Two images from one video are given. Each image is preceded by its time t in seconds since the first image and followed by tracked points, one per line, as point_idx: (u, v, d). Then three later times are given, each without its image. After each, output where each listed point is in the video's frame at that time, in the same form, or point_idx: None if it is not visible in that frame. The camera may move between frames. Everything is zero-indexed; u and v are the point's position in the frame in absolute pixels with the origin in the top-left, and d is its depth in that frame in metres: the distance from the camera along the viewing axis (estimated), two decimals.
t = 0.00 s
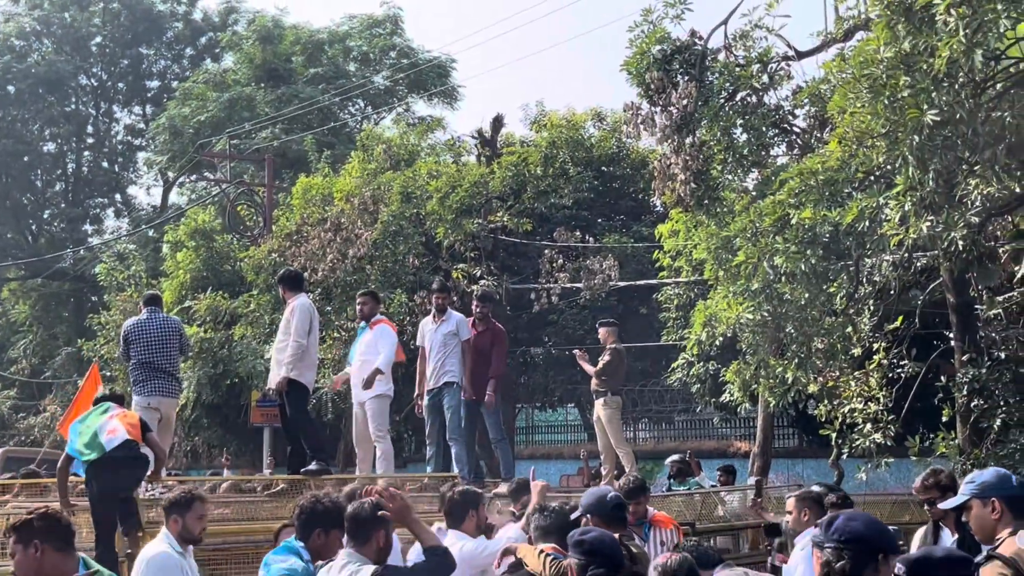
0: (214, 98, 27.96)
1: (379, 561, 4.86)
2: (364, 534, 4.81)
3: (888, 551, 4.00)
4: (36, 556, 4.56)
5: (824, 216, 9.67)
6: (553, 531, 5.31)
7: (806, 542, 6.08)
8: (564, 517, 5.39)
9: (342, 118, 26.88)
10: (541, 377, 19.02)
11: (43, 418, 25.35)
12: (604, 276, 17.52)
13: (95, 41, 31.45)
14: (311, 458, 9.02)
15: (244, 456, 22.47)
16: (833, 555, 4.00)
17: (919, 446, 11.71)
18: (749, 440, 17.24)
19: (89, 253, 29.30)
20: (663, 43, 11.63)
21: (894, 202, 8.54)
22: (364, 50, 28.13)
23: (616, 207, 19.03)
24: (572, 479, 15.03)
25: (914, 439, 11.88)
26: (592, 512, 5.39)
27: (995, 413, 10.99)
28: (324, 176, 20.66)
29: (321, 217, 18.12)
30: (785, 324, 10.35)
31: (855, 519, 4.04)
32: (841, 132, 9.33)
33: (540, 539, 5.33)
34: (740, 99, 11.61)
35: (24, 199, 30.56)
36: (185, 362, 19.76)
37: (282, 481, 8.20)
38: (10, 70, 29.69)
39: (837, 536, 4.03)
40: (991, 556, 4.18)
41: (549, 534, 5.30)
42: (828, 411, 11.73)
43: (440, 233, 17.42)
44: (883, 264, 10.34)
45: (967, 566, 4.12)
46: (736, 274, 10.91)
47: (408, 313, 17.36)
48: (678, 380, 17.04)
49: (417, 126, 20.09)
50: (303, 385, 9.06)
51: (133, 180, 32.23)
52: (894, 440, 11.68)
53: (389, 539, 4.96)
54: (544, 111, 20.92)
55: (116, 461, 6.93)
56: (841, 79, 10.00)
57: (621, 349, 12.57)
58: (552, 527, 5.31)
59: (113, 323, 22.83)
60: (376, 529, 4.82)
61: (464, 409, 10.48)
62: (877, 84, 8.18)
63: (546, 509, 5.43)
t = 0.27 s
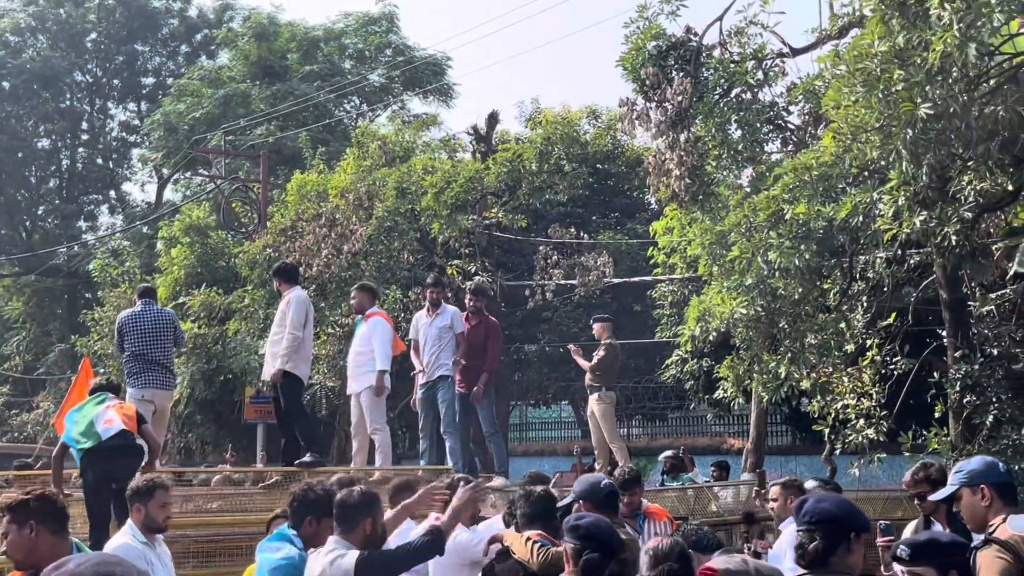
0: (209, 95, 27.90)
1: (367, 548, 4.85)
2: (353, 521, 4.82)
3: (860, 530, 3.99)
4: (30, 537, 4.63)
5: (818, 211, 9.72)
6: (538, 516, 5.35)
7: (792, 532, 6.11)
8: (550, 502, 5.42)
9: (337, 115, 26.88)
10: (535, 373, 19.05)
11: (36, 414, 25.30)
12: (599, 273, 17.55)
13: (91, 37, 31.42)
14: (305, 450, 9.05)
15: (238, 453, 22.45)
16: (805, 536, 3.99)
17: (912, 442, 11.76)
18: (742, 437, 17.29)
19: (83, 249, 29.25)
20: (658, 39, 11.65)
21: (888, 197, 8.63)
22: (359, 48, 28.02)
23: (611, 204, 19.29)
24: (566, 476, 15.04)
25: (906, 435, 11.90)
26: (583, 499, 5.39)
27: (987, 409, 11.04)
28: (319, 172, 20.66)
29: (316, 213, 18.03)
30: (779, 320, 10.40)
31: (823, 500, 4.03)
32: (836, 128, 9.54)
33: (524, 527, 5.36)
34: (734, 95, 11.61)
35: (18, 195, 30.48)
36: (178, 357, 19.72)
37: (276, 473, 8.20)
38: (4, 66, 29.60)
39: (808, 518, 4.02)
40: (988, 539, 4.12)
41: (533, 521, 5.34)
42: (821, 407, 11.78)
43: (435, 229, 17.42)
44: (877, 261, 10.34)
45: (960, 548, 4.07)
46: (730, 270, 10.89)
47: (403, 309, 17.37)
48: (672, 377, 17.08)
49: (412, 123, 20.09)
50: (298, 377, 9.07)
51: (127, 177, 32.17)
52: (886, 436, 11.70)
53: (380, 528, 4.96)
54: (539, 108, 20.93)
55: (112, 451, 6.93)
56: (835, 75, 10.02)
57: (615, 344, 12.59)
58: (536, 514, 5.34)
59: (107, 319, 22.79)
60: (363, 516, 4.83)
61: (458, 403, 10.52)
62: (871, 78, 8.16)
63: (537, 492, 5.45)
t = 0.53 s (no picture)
0: (202, 90, 27.84)
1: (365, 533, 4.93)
2: (354, 505, 4.90)
3: (841, 516, 3.87)
4: (27, 519, 4.69)
5: (812, 205, 9.80)
6: (523, 503, 5.42)
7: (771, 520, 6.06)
8: (539, 487, 5.50)
9: (331, 111, 26.88)
10: (528, 369, 19.07)
11: (29, 409, 25.23)
12: (593, 268, 17.56)
13: (84, 32, 31.37)
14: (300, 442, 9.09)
15: (230, 448, 22.41)
16: (783, 522, 3.85)
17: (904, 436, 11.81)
18: (735, 433, 17.30)
19: (76, 244, 29.20)
20: (653, 33, 11.64)
21: (882, 192, 8.75)
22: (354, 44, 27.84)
23: (605, 200, 19.32)
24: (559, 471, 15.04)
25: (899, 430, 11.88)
26: (574, 486, 5.44)
27: (980, 404, 11.06)
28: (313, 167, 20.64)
29: (310, 207, 18.04)
30: (772, 314, 10.38)
31: (799, 487, 3.88)
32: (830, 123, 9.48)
33: (512, 513, 5.43)
34: (729, 90, 11.66)
35: (11, 189, 30.38)
36: (171, 351, 19.68)
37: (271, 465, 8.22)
38: None
39: (786, 504, 3.88)
40: (985, 526, 4.16)
41: (518, 508, 5.41)
42: (814, 401, 11.72)
43: (429, 223, 17.40)
44: (870, 257, 10.28)
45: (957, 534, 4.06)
46: (723, 264, 10.89)
47: (397, 304, 17.36)
48: (665, 372, 17.09)
49: (407, 118, 20.08)
50: (293, 369, 9.05)
51: (121, 172, 32.10)
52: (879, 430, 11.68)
53: (376, 513, 5.03)
54: (533, 104, 20.92)
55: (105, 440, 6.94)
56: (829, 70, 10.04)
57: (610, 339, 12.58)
58: (521, 500, 5.42)
59: (100, 313, 22.74)
60: (364, 500, 4.92)
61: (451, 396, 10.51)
62: (867, 71, 8.27)
63: (527, 477, 5.53)
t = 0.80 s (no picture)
0: (195, 82, 27.78)
1: (372, 519, 5.00)
2: (365, 492, 4.96)
3: (827, 500, 3.89)
4: (25, 505, 4.68)
5: (805, 198, 9.80)
6: (498, 493, 5.47)
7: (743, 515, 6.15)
8: (523, 472, 5.56)
9: (324, 103, 26.90)
10: (521, 362, 19.09)
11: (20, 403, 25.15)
12: (586, 262, 17.58)
13: (76, 24, 31.35)
14: (293, 432, 9.12)
15: (223, 441, 22.39)
16: (771, 507, 3.86)
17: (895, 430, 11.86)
18: (727, 426, 17.35)
19: (68, 238, 29.13)
20: (647, 27, 11.67)
21: (874, 185, 8.75)
22: (348, 37, 27.91)
23: (598, 194, 19.35)
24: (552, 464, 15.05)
25: (890, 423, 11.90)
26: (573, 472, 5.45)
27: (971, 398, 11.09)
28: (306, 160, 20.64)
29: (303, 199, 18.03)
30: (765, 307, 10.46)
31: (787, 470, 3.88)
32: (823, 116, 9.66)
33: (490, 501, 5.51)
34: (723, 84, 11.68)
35: (3, 182, 30.27)
36: (163, 344, 19.63)
37: (264, 455, 8.24)
38: None
39: (774, 488, 3.88)
40: (975, 511, 4.19)
41: (496, 497, 5.48)
42: (805, 394, 11.79)
43: (423, 216, 17.39)
44: (862, 250, 10.38)
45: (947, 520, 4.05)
46: (716, 257, 10.89)
47: (390, 297, 17.36)
48: (657, 366, 17.13)
49: (400, 111, 20.08)
50: (287, 360, 9.05)
51: (113, 165, 32.02)
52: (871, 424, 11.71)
53: (384, 501, 5.10)
54: (526, 97, 20.94)
55: (101, 429, 6.93)
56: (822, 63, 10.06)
57: (603, 332, 12.58)
58: (499, 490, 5.48)
59: (92, 306, 22.69)
60: (374, 488, 4.99)
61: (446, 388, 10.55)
62: (859, 64, 8.26)
63: (511, 462, 5.57)
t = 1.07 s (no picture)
0: (187, 71, 27.69)
1: (367, 504, 5.00)
2: (363, 475, 4.97)
3: (816, 481, 3.92)
4: (18, 488, 4.58)
5: (796, 186, 9.78)
6: (480, 478, 5.52)
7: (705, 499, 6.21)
8: (505, 456, 5.59)
9: (316, 93, 26.87)
10: (513, 352, 19.12)
11: (10, 391, 25.09)
12: (578, 251, 17.61)
13: (67, 12, 31.26)
14: (285, 418, 9.10)
15: (214, 430, 22.38)
16: (760, 486, 3.87)
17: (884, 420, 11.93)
18: (717, 416, 17.42)
19: (59, 226, 29.05)
20: (641, 15, 11.69)
21: (865, 173, 8.83)
22: (339, 26, 27.89)
23: (591, 184, 19.34)
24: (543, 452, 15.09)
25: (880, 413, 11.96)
26: (567, 454, 5.51)
27: (961, 387, 11.16)
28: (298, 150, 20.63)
29: (295, 187, 18.01)
30: (755, 296, 10.40)
31: (778, 450, 3.92)
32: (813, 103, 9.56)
33: (472, 486, 5.56)
34: (715, 74, 11.67)
35: None
36: (154, 332, 19.59)
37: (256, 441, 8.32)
38: None
39: (765, 468, 3.91)
40: (962, 494, 4.22)
41: (477, 483, 5.52)
42: (796, 384, 11.87)
43: (416, 204, 17.38)
44: (855, 238, 10.27)
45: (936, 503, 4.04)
46: (708, 245, 10.93)
47: (382, 286, 17.37)
48: (648, 355, 17.17)
49: (392, 100, 20.07)
50: (279, 347, 9.06)
51: (104, 154, 31.91)
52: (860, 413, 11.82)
53: (381, 487, 5.11)
54: (519, 87, 20.93)
55: (92, 412, 6.93)
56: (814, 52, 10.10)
57: (594, 322, 12.59)
58: (480, 475, 5.52)
59: (83, 295, 22.64)
60: (373, 472, 5.00)
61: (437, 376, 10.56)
62: (852, 52, 8.36)
63: (496, 448, 5.60)
